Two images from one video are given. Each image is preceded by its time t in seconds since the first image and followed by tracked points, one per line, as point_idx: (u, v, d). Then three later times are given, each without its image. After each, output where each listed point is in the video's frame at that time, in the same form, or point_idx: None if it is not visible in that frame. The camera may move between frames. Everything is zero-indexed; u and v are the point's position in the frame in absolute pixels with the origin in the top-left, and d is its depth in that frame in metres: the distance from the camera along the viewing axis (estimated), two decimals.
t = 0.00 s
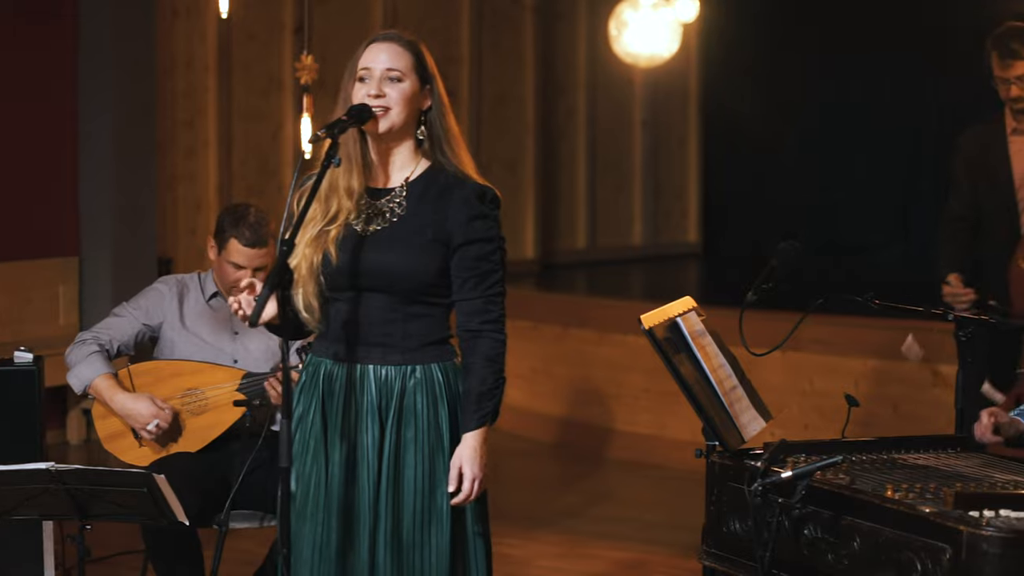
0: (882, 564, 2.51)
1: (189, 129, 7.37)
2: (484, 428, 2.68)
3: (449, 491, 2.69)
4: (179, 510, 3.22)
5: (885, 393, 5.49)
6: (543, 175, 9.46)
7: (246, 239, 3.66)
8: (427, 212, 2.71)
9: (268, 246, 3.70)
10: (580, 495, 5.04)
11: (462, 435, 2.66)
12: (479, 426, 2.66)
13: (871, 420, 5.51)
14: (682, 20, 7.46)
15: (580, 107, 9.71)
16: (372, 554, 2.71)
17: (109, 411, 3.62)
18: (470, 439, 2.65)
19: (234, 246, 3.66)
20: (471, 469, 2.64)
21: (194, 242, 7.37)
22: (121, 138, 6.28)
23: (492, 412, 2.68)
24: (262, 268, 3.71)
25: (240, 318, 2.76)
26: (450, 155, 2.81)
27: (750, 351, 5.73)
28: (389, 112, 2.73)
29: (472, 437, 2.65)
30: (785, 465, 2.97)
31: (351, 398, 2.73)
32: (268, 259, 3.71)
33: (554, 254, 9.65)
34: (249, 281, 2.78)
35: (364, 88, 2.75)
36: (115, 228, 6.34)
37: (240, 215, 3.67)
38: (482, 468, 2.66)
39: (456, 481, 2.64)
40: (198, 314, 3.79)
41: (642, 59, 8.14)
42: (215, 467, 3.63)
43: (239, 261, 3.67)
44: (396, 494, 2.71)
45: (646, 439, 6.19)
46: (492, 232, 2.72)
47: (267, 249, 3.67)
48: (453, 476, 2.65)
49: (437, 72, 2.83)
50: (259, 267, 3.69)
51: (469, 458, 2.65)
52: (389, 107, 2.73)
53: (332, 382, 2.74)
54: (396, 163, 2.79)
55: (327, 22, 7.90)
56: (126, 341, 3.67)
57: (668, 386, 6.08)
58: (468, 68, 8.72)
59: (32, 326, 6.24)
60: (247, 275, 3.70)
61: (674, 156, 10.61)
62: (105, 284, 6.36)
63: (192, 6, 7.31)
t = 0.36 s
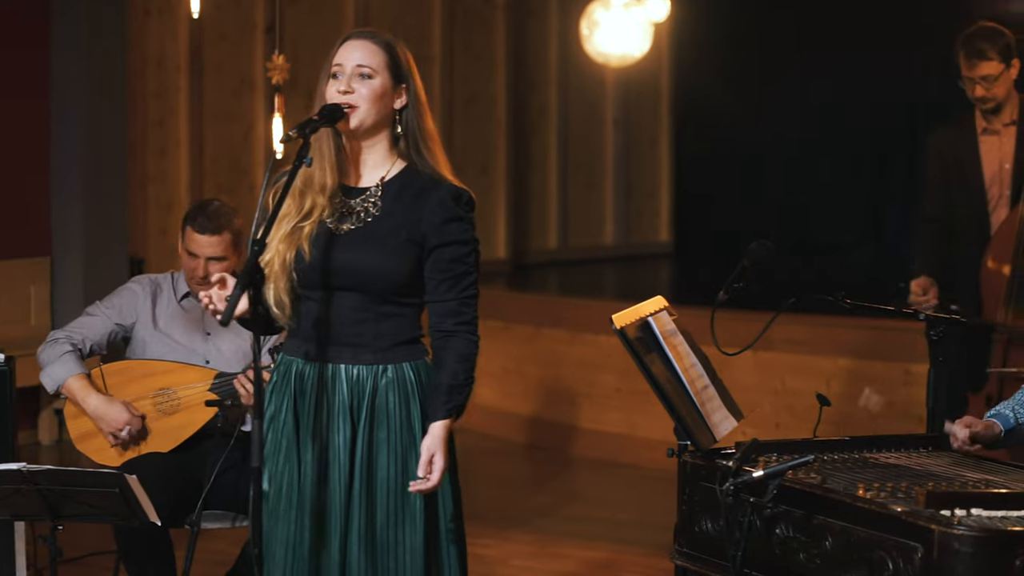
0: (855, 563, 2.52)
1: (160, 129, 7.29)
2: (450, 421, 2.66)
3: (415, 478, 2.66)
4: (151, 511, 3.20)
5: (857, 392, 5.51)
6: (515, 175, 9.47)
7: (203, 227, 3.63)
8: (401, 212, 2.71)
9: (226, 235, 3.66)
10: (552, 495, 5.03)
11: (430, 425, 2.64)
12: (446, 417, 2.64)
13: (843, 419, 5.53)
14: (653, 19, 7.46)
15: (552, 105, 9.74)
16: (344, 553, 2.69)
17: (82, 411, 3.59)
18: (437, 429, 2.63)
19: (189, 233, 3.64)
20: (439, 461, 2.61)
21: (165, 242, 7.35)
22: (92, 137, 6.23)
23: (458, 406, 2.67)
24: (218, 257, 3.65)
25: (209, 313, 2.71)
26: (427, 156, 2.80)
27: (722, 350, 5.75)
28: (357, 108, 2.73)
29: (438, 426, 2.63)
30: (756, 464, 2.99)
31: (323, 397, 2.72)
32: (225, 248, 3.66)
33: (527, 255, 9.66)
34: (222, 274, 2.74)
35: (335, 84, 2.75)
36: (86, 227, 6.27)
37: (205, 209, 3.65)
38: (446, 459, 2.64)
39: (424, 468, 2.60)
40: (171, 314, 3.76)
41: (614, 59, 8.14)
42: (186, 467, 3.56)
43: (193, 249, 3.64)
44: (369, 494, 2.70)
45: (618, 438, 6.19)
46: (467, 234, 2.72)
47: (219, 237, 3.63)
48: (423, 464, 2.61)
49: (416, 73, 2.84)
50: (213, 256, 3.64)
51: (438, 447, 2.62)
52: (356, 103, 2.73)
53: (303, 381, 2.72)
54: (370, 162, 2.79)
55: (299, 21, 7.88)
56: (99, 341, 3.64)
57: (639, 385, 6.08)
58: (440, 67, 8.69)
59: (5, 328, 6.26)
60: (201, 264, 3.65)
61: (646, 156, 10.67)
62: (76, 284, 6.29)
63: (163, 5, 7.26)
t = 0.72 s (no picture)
0: (829, 561, 2.50)
1: (134, 128, 7.20)
2: (422, 413, 2.62)
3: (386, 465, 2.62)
4: (127, 510, 3.19)
5: (832, 392, 5.51)
6: (489, 175, 9.50)
7: (165, 226, 3.56)
8: (375, 212, 2.69)
9: (188, 232, 3.58)
10: (527, 495, 5.02)
11: (400, 414, 2.61)
12: (417, 406, 2.60)
13: (818, 418, 5.54)
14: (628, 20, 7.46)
15: (527, 106, 9.79)
16: (315, 554, 2.67)
17: (57, 410, 3.54)
18: (407, 418, 2.59)
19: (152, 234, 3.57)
20: (410, 448, 2.57)
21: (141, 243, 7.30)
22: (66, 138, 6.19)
23: (430, 399, 2.64)
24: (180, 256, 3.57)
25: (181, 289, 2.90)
26: (405, 158, 2.79)
27: (697, 350, 5.74)
28: (332, 107, 2.71)
29: (409, 415, 2.60)
30: (732, 463, 2.99)
31: (295, 398, 2.70)
32: (188, 247, 3.58)
33: (502, 255, 9.70)
34: (185, 250, 2.87)
35: (310, 84, 2.75)
36: (61, 228, 6.23)
37: (170, 210, 3.59)
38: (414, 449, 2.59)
39: (396, 448, 2.56)
40: (145, 315, 3.72)
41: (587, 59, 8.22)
42: (161, 467, 3.51)
43: (155, 249, 3.56)
44: (340, 494, 2.67)
45: (593, 439, 6.17)
46: (444, 236, 2.69)
47: (180, 235, 3.55)
48: (393, 446, 2.57)
49: (398, 75, 2.83)
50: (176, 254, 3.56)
51: (408, 435, 2.58)
52: (330, 102, 2.72)
53: (276, 380, 2.71)
54: (347, 162, 2.78)
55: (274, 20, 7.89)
56: (72, 343, 3.61)
57: (614, 386, 6.07)
58: (414, 68, 8.68)
59: None
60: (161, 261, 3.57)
61: (620, 156, 10.75)
62: (50, 284, 6.24)
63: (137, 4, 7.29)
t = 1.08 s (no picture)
0: (808, 561, 2.49)
1: (113, 129, 7.27)
2: (399, 420, 2.63)
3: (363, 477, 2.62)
4: (105, 510, 3.19)
5: (810, 391, 5.51)
6: (467, 174, 9.48)
7: (137, 237, 3.61)
8: (355, 215, 2.69)
9: (160, 243, 3.63)
10: (506, 496, 5.03)
11: (376, 423, 2.60)
12: (393, 414, 2.61)
13: (796, 417, 5.54)
14: (606, 19, 7.47)
15: (505, 105, 9.80)
16: (287, 555, 2.67)
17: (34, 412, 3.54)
18: (382, 428, 2.59)
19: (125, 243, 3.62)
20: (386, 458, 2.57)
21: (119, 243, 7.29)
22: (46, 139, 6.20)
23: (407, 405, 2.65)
24: (154, 267, 3.63)
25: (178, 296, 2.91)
26: (385, 161, 2.79)
27: (675, 349, 5.74)
28: (310, 109, 2.73)
29: (384, 425, 2.60)
30: (711, 463, 2.98)
31: (273, 399, 2.70)
32: (161, 258, 3.63)
33: (479, 254, 9.68)
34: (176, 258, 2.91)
35: (289, 85, 2.76)
36: (39, 229, 6.23)
37: (141, 222, 3.63)
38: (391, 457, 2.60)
39: (374, 460, 2.56)
40: (122, 316, 3.73)
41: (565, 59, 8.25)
42: (140, 467, 3.55)
43: (127, 258, 3.62)
44: (315, 496, 2.67)
45: (572, 438, 6.17)
46: (424, 240, 2.69)
47: (152, 246, 3.61)
48: (371, 457, 2.57)
49: (378, 77, 2.84)
50: (149, 265, 3.62)
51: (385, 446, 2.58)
52: (308, 104, 2.73)
53: (254, 381, 2.71)
54: (329, 165, 2.79)
55: (250, 20, 7.90)
56: (49, 344, 3.63)
57: (592, 385, 6.07)
58: (393, 68, 8.68)
59: None
60: (135, 272, 3.62)
61: (598, 155, 10.75)
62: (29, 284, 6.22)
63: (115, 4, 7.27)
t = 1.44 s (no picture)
0: (784, 561, 2.47)
1: (89, 130, 7.32)
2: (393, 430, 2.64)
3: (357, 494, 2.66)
4: (81, 511, 3.18)
5: (785, 390, 5.50)
6: (444, 175, 9.47)
7: (111, 233, 3.68)
8: (337, 215, 2.69)
9: (134, 239, 3.69)
10: (480, 496, 5.02)
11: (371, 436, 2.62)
12: (387, 427, 2.62)
13: (772, 416, 5.53)
14: (583, 18, 7.49)
15: (480, 105, 9.78)
16: (269, 556, 2.66)
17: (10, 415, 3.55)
18: (376, 440, 2.61)
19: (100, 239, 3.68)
20: (380, 473, 2.60)
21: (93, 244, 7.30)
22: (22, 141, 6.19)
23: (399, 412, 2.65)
24: (126, 262, 3.68)
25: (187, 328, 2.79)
26: (363, 158, 2.81)
27: (651, 349, 5.73)
28: (288, 110, 2.73)
29: (379, 438, 2.61)
30: (686, 463, 2.98)
31: (258, 400, 2.69)
32: (134, 253, 3.68)
33: (456, 254, 9.67)
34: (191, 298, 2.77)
35: (265, 87, 2.77)
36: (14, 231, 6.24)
37: (116, 219, 3.71)
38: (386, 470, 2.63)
39: (367, 482, 2.59)
40: (96, 317, 3.73)
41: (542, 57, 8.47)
42: (117, 466, 3.54)
43: (100, 253, 3.67)
44: (298, 498, 2.67)
45: (547, 438, 6.16)
46: (406, 237, 2.69)
47: (125, 240, 3.66)
48: (365, 477, 2.60)
49: (350, 76, 2.85)
50: (122, 260, 3.66)
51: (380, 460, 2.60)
52: (286, 104, 2.74)
53: (238, 381, 2.71)
54: (309, 165, 2.79)
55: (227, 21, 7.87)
56: (24, 344, 3.64)
57: (568, 385, 6.07)
58: (369, 69, 8.65)
59: None
60: (107, 267, 3.67)
61: (574, 156, 10.75)
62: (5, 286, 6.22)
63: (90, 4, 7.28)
